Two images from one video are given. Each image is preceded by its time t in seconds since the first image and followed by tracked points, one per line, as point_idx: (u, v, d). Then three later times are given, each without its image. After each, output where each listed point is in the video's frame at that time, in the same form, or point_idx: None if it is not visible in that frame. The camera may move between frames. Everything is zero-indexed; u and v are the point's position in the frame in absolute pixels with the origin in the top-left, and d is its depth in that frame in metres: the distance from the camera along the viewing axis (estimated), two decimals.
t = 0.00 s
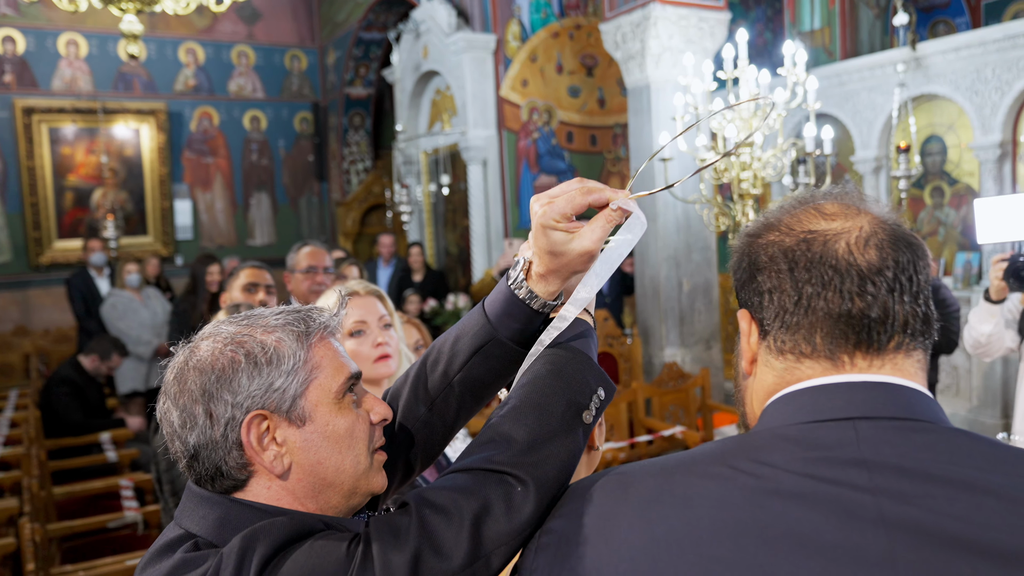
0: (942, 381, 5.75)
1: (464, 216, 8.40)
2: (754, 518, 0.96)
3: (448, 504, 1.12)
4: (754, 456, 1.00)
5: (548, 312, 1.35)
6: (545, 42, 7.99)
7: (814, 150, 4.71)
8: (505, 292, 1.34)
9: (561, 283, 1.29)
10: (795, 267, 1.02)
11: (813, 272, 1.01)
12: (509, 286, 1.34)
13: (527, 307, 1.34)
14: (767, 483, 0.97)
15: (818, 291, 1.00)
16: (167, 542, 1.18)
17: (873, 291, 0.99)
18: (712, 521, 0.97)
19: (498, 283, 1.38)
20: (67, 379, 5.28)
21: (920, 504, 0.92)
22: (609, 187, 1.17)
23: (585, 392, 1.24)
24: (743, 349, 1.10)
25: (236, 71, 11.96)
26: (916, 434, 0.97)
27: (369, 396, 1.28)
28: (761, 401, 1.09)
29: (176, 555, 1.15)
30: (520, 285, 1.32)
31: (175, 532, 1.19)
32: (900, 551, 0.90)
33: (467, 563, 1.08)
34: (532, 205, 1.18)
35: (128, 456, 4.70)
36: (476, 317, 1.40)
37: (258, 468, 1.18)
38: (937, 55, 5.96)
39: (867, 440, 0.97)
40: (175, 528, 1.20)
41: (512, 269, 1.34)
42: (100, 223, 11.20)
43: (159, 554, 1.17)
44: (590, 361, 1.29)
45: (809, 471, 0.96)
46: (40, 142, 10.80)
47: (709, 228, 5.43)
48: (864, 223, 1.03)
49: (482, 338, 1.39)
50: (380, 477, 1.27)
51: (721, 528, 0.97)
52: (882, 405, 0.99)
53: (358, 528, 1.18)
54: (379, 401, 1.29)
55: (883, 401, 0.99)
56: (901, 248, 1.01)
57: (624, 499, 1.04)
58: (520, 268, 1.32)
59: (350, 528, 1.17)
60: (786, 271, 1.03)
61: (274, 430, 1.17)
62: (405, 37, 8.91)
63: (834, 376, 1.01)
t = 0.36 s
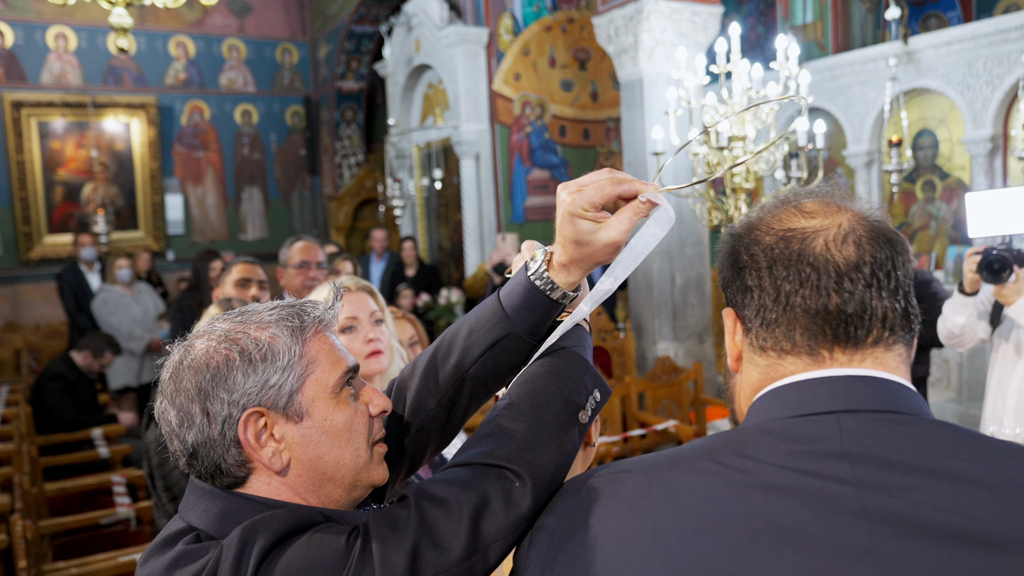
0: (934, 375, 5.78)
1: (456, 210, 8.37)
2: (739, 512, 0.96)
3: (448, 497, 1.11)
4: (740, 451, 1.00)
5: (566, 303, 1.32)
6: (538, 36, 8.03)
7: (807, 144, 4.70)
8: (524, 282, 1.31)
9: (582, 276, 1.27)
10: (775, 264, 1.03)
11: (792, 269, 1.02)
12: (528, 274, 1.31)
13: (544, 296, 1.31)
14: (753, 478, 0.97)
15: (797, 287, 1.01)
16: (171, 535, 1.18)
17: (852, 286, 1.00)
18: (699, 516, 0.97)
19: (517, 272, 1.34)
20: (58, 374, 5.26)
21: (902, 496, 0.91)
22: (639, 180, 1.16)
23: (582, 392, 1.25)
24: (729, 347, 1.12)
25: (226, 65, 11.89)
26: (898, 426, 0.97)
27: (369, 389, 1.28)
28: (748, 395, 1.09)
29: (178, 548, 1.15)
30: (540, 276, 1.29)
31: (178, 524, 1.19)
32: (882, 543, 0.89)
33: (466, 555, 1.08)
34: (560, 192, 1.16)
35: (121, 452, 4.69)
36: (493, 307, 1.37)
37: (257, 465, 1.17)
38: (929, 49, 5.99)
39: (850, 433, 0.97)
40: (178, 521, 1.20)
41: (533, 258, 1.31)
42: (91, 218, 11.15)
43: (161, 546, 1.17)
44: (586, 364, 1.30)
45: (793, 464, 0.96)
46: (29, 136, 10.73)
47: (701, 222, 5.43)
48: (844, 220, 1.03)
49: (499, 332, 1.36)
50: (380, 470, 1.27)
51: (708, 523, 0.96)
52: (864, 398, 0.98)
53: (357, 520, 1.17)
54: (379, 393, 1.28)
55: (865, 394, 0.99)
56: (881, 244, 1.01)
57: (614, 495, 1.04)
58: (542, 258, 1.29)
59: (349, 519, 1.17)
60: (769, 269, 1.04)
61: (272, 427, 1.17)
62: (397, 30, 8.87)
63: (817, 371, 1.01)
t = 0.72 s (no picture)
0: (925, 370, 5.82)
1: (449, 205, 8.35)
2: (733, 507, 0.96)
3: (445, 494, 1.12)
4: (734, 446, 1.00)
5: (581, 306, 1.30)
6: (532, 31, 8.06)
7: (800, 140, 4.71)
8: (542, 283, 1.29)
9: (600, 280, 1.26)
10: (752, 263, 1.05)
11: (771, 267, 1.03)
12: (546, 276, 1.29)
13: (560, 298, 1.29)
14: (746, 473, 0.97)
15: (771, 286, 1.03)
16: (168, 530, 1.18)
17: (828, 283, 1.00)
18: (693, 511, 0.97)
19: (536, 274, 1.31)
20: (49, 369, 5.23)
21: (894, 490, 0.91)
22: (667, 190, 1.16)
23: (587, 397, 1.24)
24: (718, 346, 1.13)
25: (219, 59, 11.85)
26: (890, 421, 0.97)
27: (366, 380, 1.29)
28: (742, 393, 1.10)
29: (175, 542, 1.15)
30: (559, 278, 1.27)
31: (177, 519, 1.19)
32: (873, 537, 0.90)
33: (462, 553, 1.07)
34: (589, 195, 1.16)
35: (113, 448, 4.67)
36: (507, 306, 1.34)
37: (266, 457, 1.17)
38: (922, 46, 6.02)
39: (843, 428, 0.97)
40: (176, 517, 1.20)
41: (552, 259, 1.30)
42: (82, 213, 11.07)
43: (158, 541, 1.17)
44: (596, 368, 1.29)
45: (786, 460, 0.96)
46: (19, 130, 10.66)
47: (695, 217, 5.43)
48: (822, 216, 1.04)
49: (512, 333, 1.32)
50: (382, 461, 1.28)
51: (702, 519, 0.97)
52: (857, 393, 0.99)
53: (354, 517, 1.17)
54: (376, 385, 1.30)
55: (856, 390, 0.99)
56: (857, 241, 1.02)
57: (607, 492, 1.04)
58: (562, 259, 1.28)
59: (345, 515, 1.16)
60: (757, 265, 1.04)
61: (280, 418, 1.16)
62: (390, 25, 8.84)
63: (804, 367, 1.02)
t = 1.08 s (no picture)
0: (917, 369, 5.84)
1: (444, 202, 8.33)
2: (732, 505, 0.96)
3: (445, 495, 1.13)
4: (732, 445, 1.01)
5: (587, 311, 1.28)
6: (528, 28, 8.06)
7: (795, 140, 4.71)
8: (548, 286, 1.27)
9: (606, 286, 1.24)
10: (737, 263, 1.06)
11: (755, 267, 1.04)
12: (553, 278, 1.27)
13: (566, 302, 1.27)
14: (745, 473, 0.97)
15: (756, 287, 1.04)
16: (167, 527, 1.18)
17: (812, 281, 1.01)
18: (692, 509, 0.98)
19: (543, 276, 1.29)
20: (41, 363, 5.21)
21: (892, 490, 0.91)
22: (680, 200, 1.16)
23: (588, 400, 1.24)
24: (716, 348, 1.13)
25: (213, 52, 11.81)
26: (886, 421, 0.97)
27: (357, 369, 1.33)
28: (741, 397, 1.10)
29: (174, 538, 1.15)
30: (565, 281, 1.26)
31: (176, 517, 1.19)
32: (871, 535, 0.90)
33: (462, 553, 1.08)
34: (600, 198, 1.17)
35: (105, 442, 4.66)
36: (512, 308, 1.32)
37: (282, 447, 1.17)
38: (916, 47, 6.04)
39: (841, 427, 0.97)
40: (177, 514, 1.20)
41: (559, 262, 1.28)
42: (74, 206, 11.01)
43: (157, 538, 1.17)
44: (602, 372, 1.28)
45: (785, 459, 0.96)
46: (11, 123, 10.60)
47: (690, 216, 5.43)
48: (807, 213, 1.05)
49: (515, 335, 1.30)
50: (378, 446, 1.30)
51: (700, 517, 0.97)
52: (855, 393, 0.99)
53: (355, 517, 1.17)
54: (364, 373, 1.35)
55: (856, 390, 0.99)
56: (841, 237, 1.02)
57: (606, 491, 1.05)
58: (569, 263, 1.26)
59: (344, 513, 1.16)
60: (750, 263, 1.05)
61: (294, 407, 1.17)
62: (386, 20, 8.82)
63: (800, 367, 1.03)
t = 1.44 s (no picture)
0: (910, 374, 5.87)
1: (440, 201, 8.32)
2: (730, 508, 0.95)
3: (445, 498, 1.13)
4: (730, 449, 1.00)
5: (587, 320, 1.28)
6: (527, 28, 8.05)
7: (792, 143, 4.71)
8: (549, 294, 1.27)
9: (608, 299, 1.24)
10: (728, 266, 1.05)
11: (741, 272, 1.04)
12: (557, 289, 1.27)
13: (569, 313, 1.27)
14: (745, 476, 0.96)
15: (743, 291, 1.03)
16: (159, 528, 1.15)
17: (798, 284, 1.00)
18: (691, 511, 0.97)
19: (546, 285, 1.30)
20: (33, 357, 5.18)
21: (891, 493, 0.91)
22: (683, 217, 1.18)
23: (586, 407, 1.20)
24: (713, 356, 1.12)
25: (210, 48, 11.77)
26: (886, 424, 0.96)
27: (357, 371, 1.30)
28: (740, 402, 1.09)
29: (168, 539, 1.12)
30: (568, 291, 1.26)
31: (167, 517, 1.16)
32: (871, 538, 0.89)
33: (460, 558, 1.08)
34: (607, 211, 1.18)
35: (98, 438, 4.64)
36: (513, 314, 1.31)
37: (281, 443, 1.16)
38: (914, 52, 6.04)
39: (841, 430, 0.96)
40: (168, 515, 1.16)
41: (561, 273, 1.28)
42: (68, 201, 10.96)
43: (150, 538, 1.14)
44: (597, 379, 1.24)
45: (784, 462, 0.96)
46: (6, 115, 10.54)
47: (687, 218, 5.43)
48: (797, 214, 1.04)
49: (515, 341, 1.29)
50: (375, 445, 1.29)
51: (699, 518, 0.96)
52: (853, 397, 0.98)
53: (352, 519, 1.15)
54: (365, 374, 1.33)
55: (853, 394, 0.98)
56: (825, 240, 1.00)
57: (604, 494, 1.04)
58: (572, 273, 1.26)
59: (340, 514, 1.14)
60: (738, 269, 1.04)
61: (293, 403, 1.16)
62: (384, 18, 8.79)
63: (794, 370, 1.02)
